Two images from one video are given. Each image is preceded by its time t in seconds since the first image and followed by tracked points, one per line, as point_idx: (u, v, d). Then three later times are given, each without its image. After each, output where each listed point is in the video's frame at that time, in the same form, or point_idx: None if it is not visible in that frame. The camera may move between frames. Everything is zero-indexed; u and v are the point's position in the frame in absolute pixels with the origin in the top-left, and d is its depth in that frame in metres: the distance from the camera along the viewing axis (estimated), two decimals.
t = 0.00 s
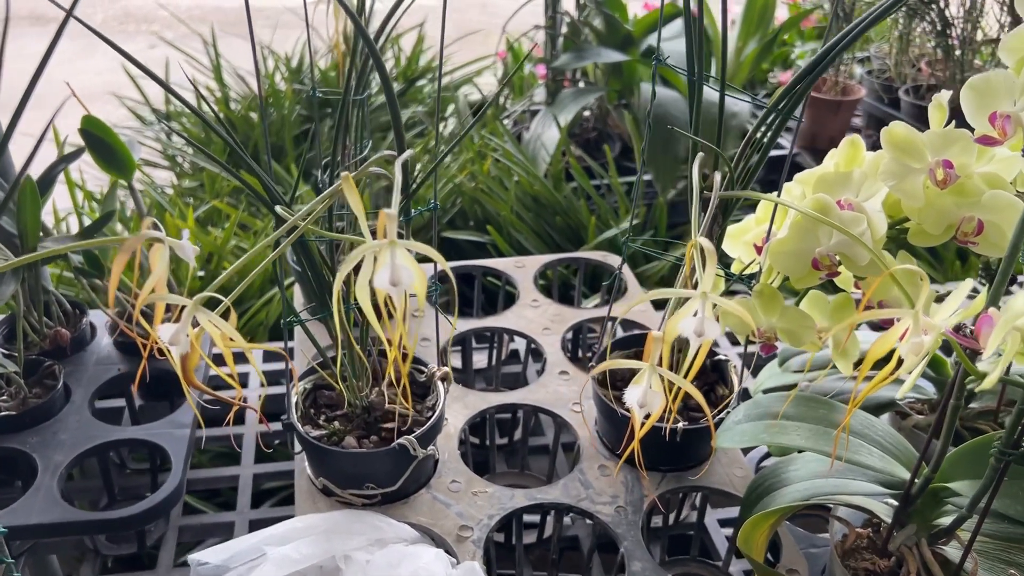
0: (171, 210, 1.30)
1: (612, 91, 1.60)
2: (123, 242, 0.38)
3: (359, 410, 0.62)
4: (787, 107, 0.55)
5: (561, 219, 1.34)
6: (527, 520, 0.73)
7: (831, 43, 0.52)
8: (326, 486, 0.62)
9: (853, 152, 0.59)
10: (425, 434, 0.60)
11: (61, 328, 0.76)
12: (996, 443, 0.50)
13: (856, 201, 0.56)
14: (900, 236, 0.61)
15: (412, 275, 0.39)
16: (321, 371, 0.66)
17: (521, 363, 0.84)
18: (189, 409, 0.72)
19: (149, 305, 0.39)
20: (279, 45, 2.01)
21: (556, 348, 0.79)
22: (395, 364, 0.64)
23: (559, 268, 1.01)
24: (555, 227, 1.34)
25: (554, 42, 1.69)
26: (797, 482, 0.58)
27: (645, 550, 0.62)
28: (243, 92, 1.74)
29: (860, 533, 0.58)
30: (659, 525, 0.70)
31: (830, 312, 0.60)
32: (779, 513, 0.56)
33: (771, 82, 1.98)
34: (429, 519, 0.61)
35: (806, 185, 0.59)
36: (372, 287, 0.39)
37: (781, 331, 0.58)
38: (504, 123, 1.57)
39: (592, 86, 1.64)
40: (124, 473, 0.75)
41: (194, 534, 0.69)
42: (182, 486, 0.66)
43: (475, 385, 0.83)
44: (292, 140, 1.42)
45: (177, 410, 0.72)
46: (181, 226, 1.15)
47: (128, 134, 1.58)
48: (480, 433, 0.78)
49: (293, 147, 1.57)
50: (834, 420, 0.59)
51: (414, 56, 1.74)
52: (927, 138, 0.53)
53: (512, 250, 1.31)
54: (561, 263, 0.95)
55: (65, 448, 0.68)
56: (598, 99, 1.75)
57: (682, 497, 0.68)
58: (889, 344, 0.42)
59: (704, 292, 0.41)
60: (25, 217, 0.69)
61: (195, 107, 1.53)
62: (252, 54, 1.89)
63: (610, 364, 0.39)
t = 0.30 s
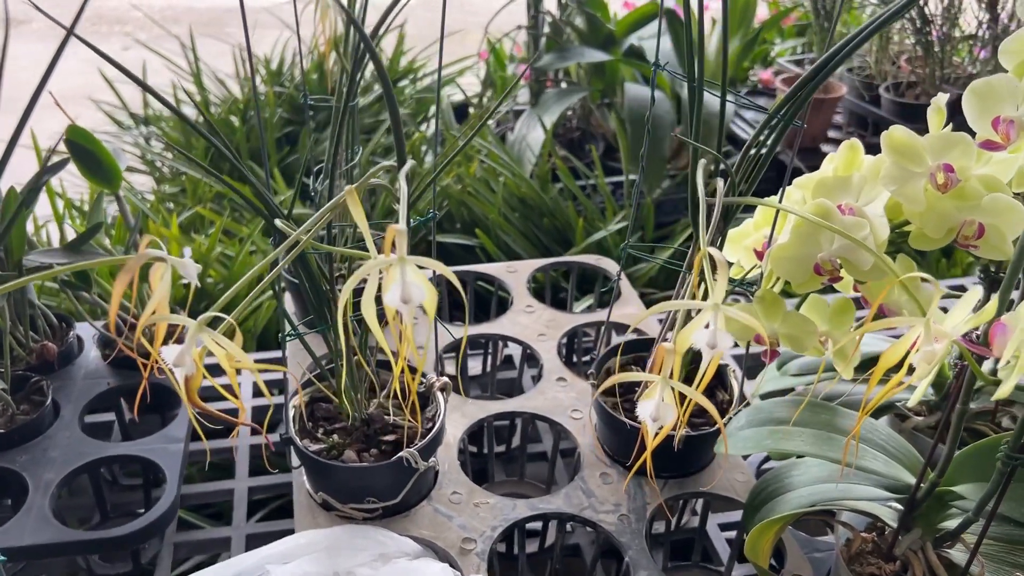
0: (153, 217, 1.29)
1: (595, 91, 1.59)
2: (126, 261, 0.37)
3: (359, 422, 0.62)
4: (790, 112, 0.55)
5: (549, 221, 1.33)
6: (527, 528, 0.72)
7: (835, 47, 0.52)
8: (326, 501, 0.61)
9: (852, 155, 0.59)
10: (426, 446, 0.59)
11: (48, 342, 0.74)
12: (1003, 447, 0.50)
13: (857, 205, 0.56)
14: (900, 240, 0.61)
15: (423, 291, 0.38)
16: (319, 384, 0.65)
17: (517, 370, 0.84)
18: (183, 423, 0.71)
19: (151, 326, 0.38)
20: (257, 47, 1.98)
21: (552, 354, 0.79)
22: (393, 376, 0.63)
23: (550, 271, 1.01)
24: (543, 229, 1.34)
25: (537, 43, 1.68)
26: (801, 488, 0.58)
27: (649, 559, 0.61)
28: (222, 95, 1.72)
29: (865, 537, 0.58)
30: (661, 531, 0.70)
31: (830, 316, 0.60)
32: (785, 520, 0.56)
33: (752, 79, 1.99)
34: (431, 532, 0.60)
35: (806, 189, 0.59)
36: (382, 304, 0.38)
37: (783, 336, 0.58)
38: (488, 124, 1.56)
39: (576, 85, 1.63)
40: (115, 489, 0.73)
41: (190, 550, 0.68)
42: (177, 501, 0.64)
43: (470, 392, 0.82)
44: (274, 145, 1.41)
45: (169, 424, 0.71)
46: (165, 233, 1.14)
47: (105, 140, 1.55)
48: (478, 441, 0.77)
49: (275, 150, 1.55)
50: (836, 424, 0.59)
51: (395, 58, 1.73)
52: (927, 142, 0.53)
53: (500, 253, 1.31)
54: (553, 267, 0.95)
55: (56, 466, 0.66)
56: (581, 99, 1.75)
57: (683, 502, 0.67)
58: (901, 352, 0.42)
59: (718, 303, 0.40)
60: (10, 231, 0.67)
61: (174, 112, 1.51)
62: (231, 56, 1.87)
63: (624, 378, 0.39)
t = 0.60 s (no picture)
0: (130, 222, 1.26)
1: (576, 90, 1.59)
2: (119, 280, 0.36)
3: (353, 434, 0.60)
4: (790, 115, 0.55)
5: (534, 222, 1.32)
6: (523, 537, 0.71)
7: (835, 50, 0.52)
8: (321, 515, 0.59)
9: (849, 157, 0.58)
10: (423, 458, 0.58)
11: (29, 355, 0.72)
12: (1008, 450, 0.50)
13: (855, 208, 0.56)
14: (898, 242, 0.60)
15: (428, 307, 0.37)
16: (311, 395, 0.64)
17: (509, 375, 0.83)
18: (170, 437, 0.69)
19: (146, 346, 0.37)
20: (233, 47, 1.96)
21: (545, 359, 0.78)
22: (388, 386, 0.62)
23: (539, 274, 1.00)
24: (528, 230, 1.33)
25: (517, 41, 1.67)
26: (802, 492, 0.58)
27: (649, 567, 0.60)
28: (198, 96, 1.69)
29: (867, 542, 0.58)
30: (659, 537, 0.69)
31: (828, 320, 0.60)
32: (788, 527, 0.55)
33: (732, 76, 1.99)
34: (429, 545, 0.59)
35: (803, 192, 0.59)
36: (386, 321, 0.37)
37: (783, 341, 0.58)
38: (470, 124, 1.55)
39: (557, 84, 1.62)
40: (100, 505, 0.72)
41: (180, 567, 0.66)
42: (166, 518, 0.63)
43: (462, 399, 0.81)
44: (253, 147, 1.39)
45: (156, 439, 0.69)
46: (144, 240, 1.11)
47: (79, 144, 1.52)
48: (471, 449, 0.76)
49: (255, 153, 1.53)
50: (834, 429, 0.59)
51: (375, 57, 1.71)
52: (925, 144, 0.53)
53: (485, 255, 1.30)
54: (542, 269, 0.94)
55: (40, 484, 0.64)
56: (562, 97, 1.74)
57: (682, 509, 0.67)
58: (911, 359, 0.42)
59: (727, 313, 0.39)
60: None
61: (150, 114, 1.48)
62: (206, 57, 1.84)
63: (632, 390, 0.38)
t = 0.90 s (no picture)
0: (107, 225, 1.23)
1: (557, 86, 1.58)
2: (109, 291, 0.34)
3: (346, 442, 0.59)
4: (788, 113, 0.55)
5: (519, 221, 1.31)
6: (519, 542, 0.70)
7: (834, 48, 0.51)
8: (314, 526, 0.58)
9: (845, 156, 0.58)
10: (418, 466, 0.57)
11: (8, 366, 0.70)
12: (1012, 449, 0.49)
13: (853, 207, 0.55)
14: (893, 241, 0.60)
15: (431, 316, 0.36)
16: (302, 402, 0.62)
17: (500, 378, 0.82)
18: (156, 447, 0.68)
19: (137, 360, 0.35)
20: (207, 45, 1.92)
21: (537, 361, 0.77)
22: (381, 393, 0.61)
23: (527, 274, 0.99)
24: (512, 229, 1.32)
25: (497, 38, 1.66)
26: (802, 493, 0.57)
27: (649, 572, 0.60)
28: (174, 95, 1.66)
29: (867, 542, 0.58)
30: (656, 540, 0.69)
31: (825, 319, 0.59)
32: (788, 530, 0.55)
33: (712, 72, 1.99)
34: (425, 554, 0.58)
35: (799, 191, 0.58)
36: (388, 331, 0.36)
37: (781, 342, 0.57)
38: (451, 123, 1.54)
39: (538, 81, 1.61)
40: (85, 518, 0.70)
41: None
42: (154, 531, 0.61)
43: (453, 402, 0.80)
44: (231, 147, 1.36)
45: (142, 449, 0.68)
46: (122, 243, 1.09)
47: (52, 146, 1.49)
48: (464, 453, 0.75)
49: (233, 153, 1.50)
50: (833, 429, 0.58)
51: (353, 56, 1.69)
52: (922, 142, 0.53)
53: (471, 255, 1.29)
54: (531, 270, 0.93)
55: (23, 499, 0.62)
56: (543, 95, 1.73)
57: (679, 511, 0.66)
58: (918, 361, 0.41)
59: (734, 317, 0.39)
60: None
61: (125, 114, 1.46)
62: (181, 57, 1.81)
63: (639, 397, 0.37)
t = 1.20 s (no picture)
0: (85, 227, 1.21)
1: (540, 83, 1.57)
2: (105, 297, 0.33)
3: (340, 446, 0.58)
4: (786, 109, 0.55)
5: (505, 219, 1.31)
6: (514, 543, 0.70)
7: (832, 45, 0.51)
8: (309, 531, 0.57)
9: (840, 152, 0.57)
10: (415, 468, 0.56)
11: None
12: (1011, 443, 0.49)
13: (849, 203, 0.55)
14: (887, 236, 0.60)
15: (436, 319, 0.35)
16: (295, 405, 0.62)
17: (492, 378, 0.81)
18: (145, 453, 0.66)
19: (135, 368, 0.34)
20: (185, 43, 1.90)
21: (529, 360, 0.76)
22: (375, 396, 0.60)
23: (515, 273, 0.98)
24: (498, 228, 1.32)
25: (479, 35, 1.65)
26: (800, 490, 0.57)
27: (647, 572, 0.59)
28: (151, 94, 1.63)
29: (865, 539, 0.58)
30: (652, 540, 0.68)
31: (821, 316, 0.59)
32: (787, 528, 0.55)
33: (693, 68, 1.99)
34: (423, 558, 0.57)
35: (795, 187, 0.58)
36: (392, 336, 0.35)
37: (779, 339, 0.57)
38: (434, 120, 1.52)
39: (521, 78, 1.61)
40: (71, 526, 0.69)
41: None
42: (145, 539, 0.60)
43: (445, 403, 0.80)
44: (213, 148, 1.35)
45: (130, 455, 0.66)
46: (102, 245, 1.07)
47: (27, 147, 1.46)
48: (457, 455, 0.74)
49: (214, 153, 1.48)
50: (831, 425, 0.58)
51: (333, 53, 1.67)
52: (917, 138, 0.53)
53: (458, 254, 1.28)
54: (520, 268, 0.93)
55: (8, 508, 0.61)
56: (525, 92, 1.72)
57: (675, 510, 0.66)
58: (922, 358, 0.41)
59: (740, 316, 0.38)
60: None
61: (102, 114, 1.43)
62: (158, 55, 1.78)
63: (646, 398, 0.36)
